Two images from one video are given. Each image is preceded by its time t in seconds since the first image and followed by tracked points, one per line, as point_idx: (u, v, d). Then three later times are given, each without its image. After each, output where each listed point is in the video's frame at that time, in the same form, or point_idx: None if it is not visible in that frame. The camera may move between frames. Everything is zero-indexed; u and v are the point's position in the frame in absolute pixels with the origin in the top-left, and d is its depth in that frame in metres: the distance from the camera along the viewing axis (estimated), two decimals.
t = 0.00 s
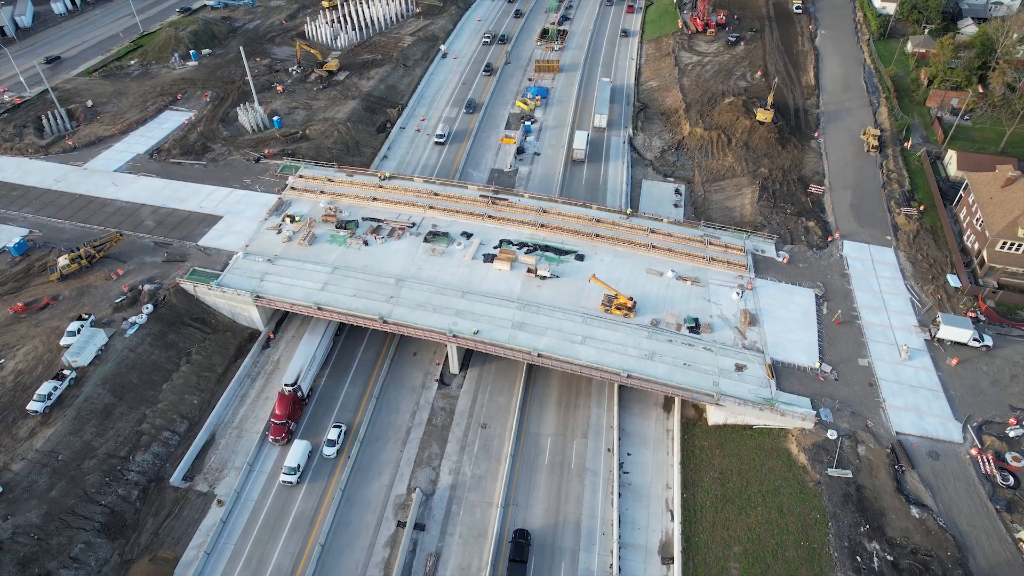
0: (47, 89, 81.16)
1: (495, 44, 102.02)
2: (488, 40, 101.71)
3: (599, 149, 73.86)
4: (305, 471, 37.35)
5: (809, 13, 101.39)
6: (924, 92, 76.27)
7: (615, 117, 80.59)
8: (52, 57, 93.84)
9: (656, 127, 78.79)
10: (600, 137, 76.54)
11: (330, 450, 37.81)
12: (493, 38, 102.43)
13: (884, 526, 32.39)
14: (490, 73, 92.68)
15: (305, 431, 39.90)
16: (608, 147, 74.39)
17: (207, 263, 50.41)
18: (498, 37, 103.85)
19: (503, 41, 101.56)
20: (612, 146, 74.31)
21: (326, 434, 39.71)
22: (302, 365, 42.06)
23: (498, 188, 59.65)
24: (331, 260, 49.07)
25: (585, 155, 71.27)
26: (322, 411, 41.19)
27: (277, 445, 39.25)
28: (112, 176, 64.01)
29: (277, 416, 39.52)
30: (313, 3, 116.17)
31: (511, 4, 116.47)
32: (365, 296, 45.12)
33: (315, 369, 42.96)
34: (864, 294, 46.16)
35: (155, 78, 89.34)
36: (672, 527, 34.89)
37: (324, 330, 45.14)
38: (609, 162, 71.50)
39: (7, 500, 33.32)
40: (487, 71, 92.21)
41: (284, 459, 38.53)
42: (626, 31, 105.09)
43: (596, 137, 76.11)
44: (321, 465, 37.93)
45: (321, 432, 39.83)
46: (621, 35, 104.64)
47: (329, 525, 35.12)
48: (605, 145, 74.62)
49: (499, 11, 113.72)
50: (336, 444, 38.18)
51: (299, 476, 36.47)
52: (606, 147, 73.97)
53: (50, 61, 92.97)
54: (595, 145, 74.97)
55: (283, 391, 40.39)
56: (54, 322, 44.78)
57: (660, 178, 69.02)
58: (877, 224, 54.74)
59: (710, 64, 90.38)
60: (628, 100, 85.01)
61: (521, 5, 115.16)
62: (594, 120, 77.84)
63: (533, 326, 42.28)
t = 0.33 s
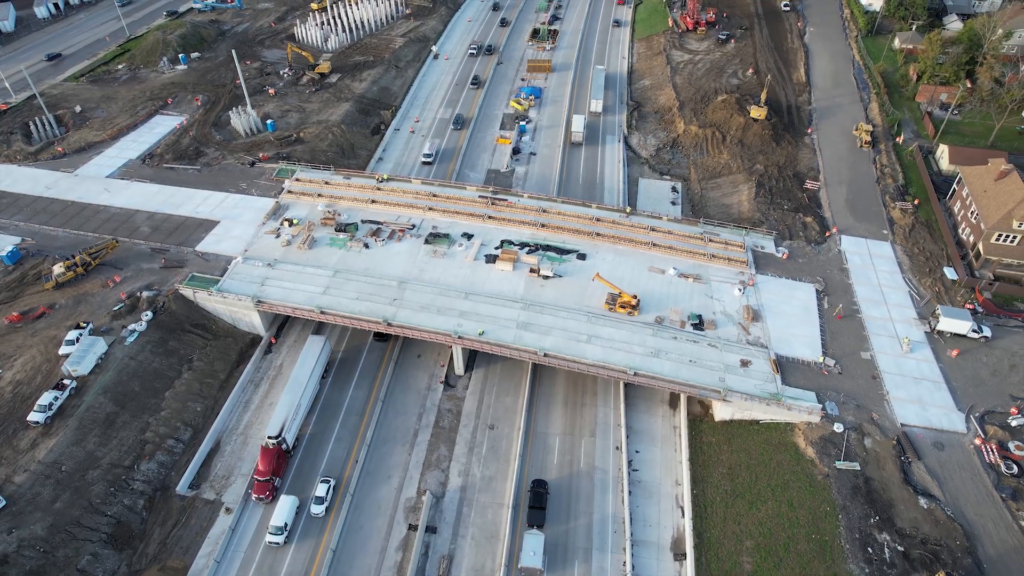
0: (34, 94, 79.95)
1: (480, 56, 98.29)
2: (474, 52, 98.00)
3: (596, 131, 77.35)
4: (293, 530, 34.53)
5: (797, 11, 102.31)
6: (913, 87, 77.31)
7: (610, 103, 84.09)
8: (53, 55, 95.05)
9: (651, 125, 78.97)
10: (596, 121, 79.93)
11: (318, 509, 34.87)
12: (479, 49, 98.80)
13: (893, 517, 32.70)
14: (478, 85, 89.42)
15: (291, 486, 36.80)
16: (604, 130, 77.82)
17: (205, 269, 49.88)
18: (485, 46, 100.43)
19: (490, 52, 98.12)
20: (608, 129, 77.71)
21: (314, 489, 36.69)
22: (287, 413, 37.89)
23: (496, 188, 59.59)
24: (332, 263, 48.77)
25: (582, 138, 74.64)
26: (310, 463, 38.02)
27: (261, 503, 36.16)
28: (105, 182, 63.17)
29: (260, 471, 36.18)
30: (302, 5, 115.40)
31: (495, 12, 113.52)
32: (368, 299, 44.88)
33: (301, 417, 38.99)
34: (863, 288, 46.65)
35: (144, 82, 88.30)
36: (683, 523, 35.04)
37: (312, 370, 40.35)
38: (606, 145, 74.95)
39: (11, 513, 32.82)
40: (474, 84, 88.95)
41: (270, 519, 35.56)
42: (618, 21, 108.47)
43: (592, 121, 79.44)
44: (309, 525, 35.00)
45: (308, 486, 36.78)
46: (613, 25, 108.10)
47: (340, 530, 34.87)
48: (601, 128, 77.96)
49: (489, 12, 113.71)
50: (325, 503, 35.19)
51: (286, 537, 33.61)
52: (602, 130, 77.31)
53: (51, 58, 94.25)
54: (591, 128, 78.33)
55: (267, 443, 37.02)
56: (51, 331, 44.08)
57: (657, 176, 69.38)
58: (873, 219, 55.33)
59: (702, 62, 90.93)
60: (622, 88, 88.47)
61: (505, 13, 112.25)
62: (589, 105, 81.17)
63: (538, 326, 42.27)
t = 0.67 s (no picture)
0: (21, 100, 78.74)
1: (467, 69, 94.83)
2: (461, 64, 94.46)
3: (591, 117, 80.85)
4: None
5: (785, 8, 103.11)
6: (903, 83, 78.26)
7: (604, 89, 87.51)
8: (53, 52, 96.16)
9: (645, 124, 79.21)
10: (592, 107, 83.48)
11: None
12: (466, 61, 95.49)
13: (902, 508, 33.01)
14: (466, 99, 85.92)
15: (279, 550, 33.86)
16: (599, 115, 81.36)
17: (204, 274, 49.34)
18: (472, 58, 97.17)
19: (477, 63, 94.74)
20: (604, 114, 81.29)
21: (303, 552, 33.82)
22: (272, 470, 35.02)
23: (494, 189, 59.50)
24: (333, 267, 48.43)
25: (578, 122, 78.02)
26: (297, 524, 35.02)
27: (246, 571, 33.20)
28: (97, 188, 62.31)
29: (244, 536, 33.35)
30: (290, 8, 114.49)
31: (480, 21, 110.28)
32: (371, 302, 44.64)
33: (288, 473, 36.13)
34: (862, 282, 47.14)
35: (133, 87, 87.26)
36: (694, 520, 35.16)
37: (299, 422, 37.50)
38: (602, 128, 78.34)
39: (15, 526, 32.33)
40: (462, 97, 85.32)
41: None
42: (609, 12, 111.56)
43: (588, 107, 82.93)
44: None
45: (297, 549, 33.89)
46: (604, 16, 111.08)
47: (351, 535, 34.67)
48: (596, 113, 81.39)
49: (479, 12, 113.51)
50: (316, 568, 32.41)
51: None
52: (598, 116, 80.86)
53: (51, 55, 95.34)
54: (587, 113, 81.83)
55: (251, 504, 34.12)
56: (48, 340, 43.34)
57: (653, 175, 69.65)
58: (869, 214, 55.91)
59: (693, 60, 91.40)
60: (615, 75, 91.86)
61: (491, 22, 109.17)
62: (585, 91, 84.61)
63: (543, 326, 42.26)
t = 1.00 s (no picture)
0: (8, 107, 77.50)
1: (456, 82, 91.13)
2: (449, 78, 90.66)
3: (585, 102, 84.60)
4: None
5: (774, 6, 103.94)
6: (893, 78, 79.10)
7: (597, 76, 91.38)
8: (53, 49, 97.54)
9: (640, 122, 79.50)
10: (586, 93, 87.35)
11: None
12: (454, 74, 91.75)
13: (910, 499, 33.40)
14: (455, 115, 82.53)
15: None
16: (593, 101, 85.26)
17: (203, 280, 48.83)
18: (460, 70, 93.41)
19: (465, 76, 91.40)
20: (597, 100, 85.28)
21: None
22: (260, 535, 32.36)
23: (493, 189, 59.42)
24: (334, 270, 48.13)
25: (573, 108, 81.71)
26: None
27: None
28: (90, 195, 61.42)
29: None
30: (279, 10, 113.57)
31: (467, 29, 107.12)
32: (375, 305, 44.41)
33: (277, 538, 33.34)
34: (861, 276, 47.65)
35: (121, 92, 86.14)
36: (704, 515, 35.36)
37: (287, 481, 34.94)
38: (596, 113, 82.21)
39: (20, 539, 31.85)
40: (451, 113, 82.01)
41: None
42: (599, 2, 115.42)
43: (581, 93, 86.77)
44: None
45: None
46: (596, 7, 114.54)
47: (363, 539, 34.50)
48: (590, 100, 85.20)
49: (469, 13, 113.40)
50: None
51: None
52: (592, 102, 84.66)
53: (51, 52, 96.70)
54: (581, 99, 85.63)
55: None
56: (46, 350, 42.62)
57: (649, 173, 69.92)
58: (864, 208, 56.52)
59: (685, 58, 91.84)
60: (608, 63, 95.61)
61: (478, 30, 106.49)
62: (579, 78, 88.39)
63: (548, 326, 42.28)
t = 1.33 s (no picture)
0: None
1: (445, 96, 87.61)
2: (437, 92, 87.09)
3: (578, 89, 88.05)
4: None
5: (762, 3, 104.73)
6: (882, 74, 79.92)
7: (589, 64, 94.88)
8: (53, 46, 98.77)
9: (634, 121, 79.78)
10: (578, 81, 90.71)
11: None
12: (442, 88, 88.25)
13: (918, 489, 33.75)
14: (445, 131, 78.69)
15: None
16: (585, 87, 88.83)
17: (203, 285, 48.31)
18: (448, 84, 89.93)
19: (454, 90, 87.79)
20: (589, 86, 88.96)
21: None
22: None
23: (492, 190, 59.32)
24: (336, 274, 47.83)
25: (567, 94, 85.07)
26: None
27: None
28: (82, 202, 60.53)
29: None
30: (267, 13, 112.62)
31: (454, 40, 104.08)
32: (378, 308, 44.20)
33: None
34: (860, 270, 48.16)
35: (110, 97, 84.99)
36: (715, 510, 35.54)
37: (279, 547, 32.29)
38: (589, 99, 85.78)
39: (27, 553, 31.39)
40: (441, 129, 78.19)
41: None
42: None
43: (574, 80, 90.27)
44: None
45: None
46: None
47: (374, 544, 34.34)
48: (583, 86, 88.97)
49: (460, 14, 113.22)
50: None
51: None
52: (584, 88, 88.26)
53: (51, 49, 97.92)
54: (574, 86, 88.96)
55: None
56: (45, 359, 41.94)
57: (645, 171, 70.16)
58: (860, 203, 57.13)
59: (676, 56, 92.24)
60: (599, 58, 96.95)
61: (466, 41, 103.26)
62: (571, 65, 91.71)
63: (554, 325, 42.30)
